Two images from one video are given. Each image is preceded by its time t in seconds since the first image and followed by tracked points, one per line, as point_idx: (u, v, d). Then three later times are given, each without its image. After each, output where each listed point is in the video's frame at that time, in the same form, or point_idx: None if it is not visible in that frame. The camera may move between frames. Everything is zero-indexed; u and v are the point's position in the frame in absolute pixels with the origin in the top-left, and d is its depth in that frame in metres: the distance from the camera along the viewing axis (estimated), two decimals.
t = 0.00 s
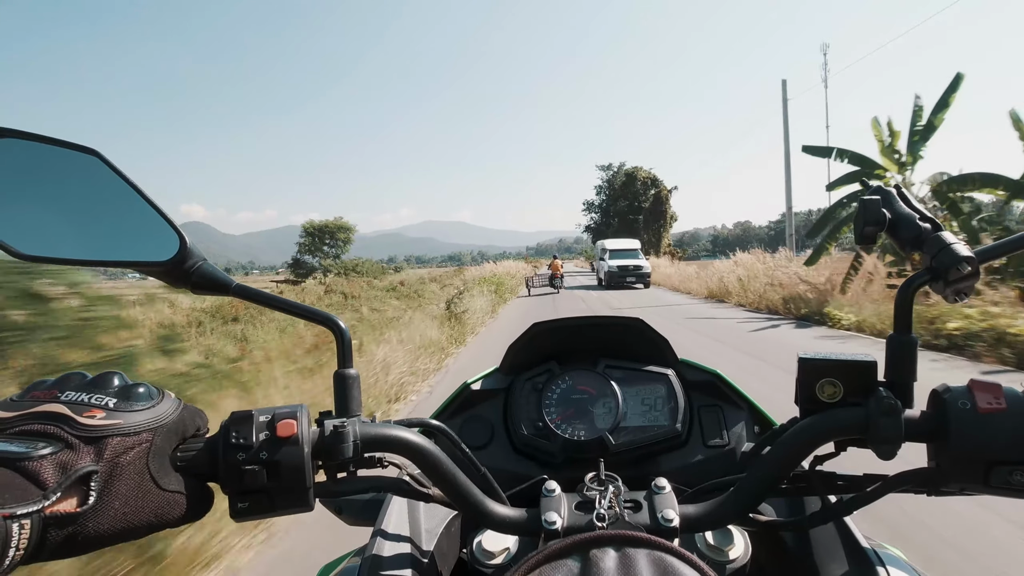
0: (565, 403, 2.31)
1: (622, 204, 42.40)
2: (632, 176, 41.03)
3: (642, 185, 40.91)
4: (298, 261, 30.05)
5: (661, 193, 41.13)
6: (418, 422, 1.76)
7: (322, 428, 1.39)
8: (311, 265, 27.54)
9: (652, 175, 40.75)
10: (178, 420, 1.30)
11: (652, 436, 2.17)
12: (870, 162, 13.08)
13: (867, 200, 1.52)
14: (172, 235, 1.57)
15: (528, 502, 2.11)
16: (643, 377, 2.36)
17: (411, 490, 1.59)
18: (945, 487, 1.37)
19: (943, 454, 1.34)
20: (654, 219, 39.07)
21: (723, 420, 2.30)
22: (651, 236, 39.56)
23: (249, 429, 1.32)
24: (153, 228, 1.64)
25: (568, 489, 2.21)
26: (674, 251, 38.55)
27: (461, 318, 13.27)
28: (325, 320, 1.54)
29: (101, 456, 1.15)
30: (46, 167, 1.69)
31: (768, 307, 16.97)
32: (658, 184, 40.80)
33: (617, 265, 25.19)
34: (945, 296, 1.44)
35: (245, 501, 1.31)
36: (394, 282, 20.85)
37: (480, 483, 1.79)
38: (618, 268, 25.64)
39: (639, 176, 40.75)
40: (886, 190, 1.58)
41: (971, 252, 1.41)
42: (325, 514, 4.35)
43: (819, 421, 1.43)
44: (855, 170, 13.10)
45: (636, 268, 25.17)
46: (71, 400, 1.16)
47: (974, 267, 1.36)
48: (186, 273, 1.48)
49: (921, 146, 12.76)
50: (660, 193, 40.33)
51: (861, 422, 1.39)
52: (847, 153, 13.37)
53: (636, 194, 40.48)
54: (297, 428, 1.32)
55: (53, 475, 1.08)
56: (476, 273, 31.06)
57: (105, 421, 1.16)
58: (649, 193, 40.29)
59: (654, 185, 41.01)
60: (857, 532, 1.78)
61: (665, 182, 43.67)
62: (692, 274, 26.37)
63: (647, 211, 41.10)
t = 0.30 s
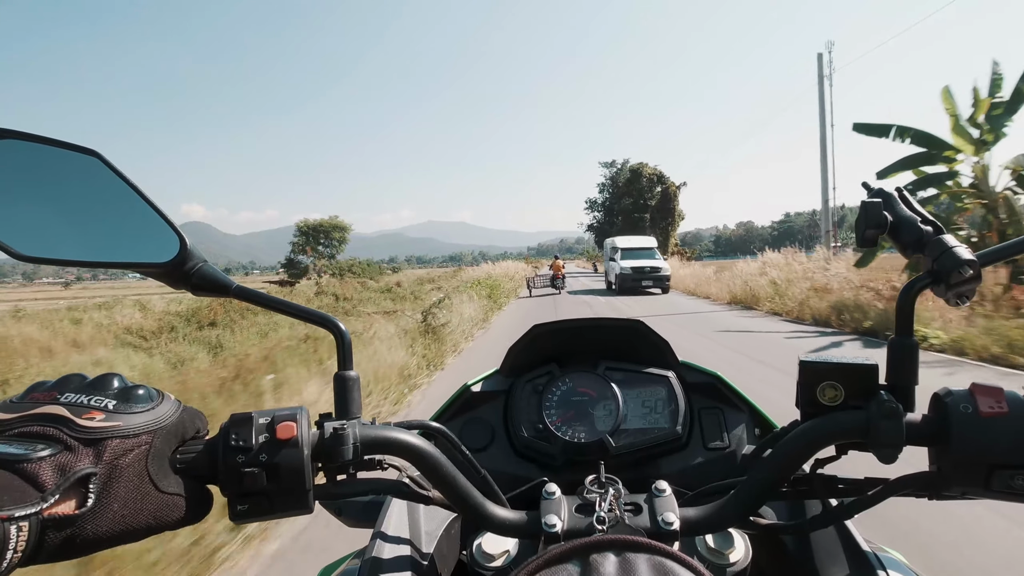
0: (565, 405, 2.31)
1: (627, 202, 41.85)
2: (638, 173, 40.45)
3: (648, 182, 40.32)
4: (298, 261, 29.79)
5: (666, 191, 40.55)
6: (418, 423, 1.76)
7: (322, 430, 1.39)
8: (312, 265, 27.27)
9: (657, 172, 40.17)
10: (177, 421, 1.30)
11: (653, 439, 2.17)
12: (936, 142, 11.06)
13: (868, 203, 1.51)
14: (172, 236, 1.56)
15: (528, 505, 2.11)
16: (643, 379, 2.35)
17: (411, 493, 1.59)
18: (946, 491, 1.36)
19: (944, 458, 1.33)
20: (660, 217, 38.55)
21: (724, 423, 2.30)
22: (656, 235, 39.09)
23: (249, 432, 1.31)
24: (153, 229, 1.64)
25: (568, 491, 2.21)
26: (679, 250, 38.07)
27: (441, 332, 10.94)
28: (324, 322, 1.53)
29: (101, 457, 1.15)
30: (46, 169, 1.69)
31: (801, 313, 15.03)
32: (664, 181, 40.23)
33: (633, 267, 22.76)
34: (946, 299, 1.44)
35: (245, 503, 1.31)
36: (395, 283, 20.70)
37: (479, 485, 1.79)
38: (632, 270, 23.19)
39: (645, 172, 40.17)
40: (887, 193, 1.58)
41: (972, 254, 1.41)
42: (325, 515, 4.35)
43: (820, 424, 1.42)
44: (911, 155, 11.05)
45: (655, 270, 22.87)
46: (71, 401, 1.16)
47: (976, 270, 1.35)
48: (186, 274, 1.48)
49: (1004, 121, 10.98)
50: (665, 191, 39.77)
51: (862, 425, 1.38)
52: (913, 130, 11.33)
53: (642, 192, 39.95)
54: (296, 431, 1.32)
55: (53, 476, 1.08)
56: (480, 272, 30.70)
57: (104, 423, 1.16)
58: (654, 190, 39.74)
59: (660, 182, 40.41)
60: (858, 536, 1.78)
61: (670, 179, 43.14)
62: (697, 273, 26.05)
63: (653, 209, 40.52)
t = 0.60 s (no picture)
0: (565, 403, 2.31)
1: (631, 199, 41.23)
2: (642, 169, 39.76)
3: (653, 177, 39.73)
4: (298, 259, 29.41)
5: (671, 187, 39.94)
6: (417, 422, 1.75)
7: (322, 428, 1.39)
8: (312, 265, 26.91)
9: (662, 168, 39.55)
10: (177, 419, 1.30)
11: (652, 437, 2.16)
12: None
13: (867, 201, 1.51)
14: (171, 233, 1.57)
15: (528, 504, 2.11)
16: (643, 378, 2.35)
17: (410, 490, 1.59)
18: (945, 490, 1.36)
19: (943, 456, 1.33)
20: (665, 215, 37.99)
21: (724, 421, 2.30)
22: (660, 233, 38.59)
23: (248, 429, 1.31)
24: (152, 226, 1.65)
25: (567, 489, 2.21)
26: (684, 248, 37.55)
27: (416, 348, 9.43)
28: (324, 319, 1.53)
29: (100, 454, 1.15)
30: (45, 166, 1.69)
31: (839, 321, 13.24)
32: (668, 177, 39.60)
33: (654, 268, 19.19)
34: (946, 296, 1.44)
35: (244, 501, 1.31)
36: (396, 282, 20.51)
37: (479, 483, 1.79)
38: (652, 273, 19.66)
39: (649, 168, 39.50)
40: (887, 191, 1.58)
41: (973, 252, 1.41)
42: (326, 513, 4.36)
43: (820, 422, 1.42)
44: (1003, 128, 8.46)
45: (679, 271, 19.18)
46: (70, 399, 1.16)
47: (976, 268, 1.35)
48: (186, 271, 1.48)
49: None
50: (670, 187, 39.17)
51: (861, 423, 1.38)
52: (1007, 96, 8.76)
53: (646, 188, 39.36)
54: (295, 428, 1.32)
55: (52, 472, 1.08)
56: (482, 271, 30.33)
57: (104, 420, 1.16)
58: (658, 187, 39.15)
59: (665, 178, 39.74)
60: (858, 533, 1.78)
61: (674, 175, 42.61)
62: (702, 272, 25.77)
63: (658, 205, 39.93)
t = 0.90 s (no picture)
0: (564, 408, 2.32)
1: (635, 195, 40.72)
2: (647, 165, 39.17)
3: (659, 174, 39.36)
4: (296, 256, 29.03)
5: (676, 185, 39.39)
6: (418, 426, 1.76)
7: (322, 433, 1.40)
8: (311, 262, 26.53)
9: (667, 164, 39.05)
10: (179, 424, 1.31)
11: (651, 442, 2.17)
12: None
13: (865, 208, 1.52)
14: (173, 239, 1.58)
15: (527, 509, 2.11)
16: (642, 383, 2.36)
17: (410, 495, 1.60)
18: (942, 495, 1.37)
19: (940, 461, 1.34)
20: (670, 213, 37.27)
21: (723, 426, 2.31)
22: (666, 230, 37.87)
23: (249, 434, 1.32)
24: (153, 230, 1.66)
25: (566, 494, 2.21)
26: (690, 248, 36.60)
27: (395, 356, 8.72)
28: (325, 325, 1.54)
29: (102, 459, 1.16)
30: (47, 171, 1.70)
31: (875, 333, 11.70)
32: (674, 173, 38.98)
33: (682, 271, 15.61)
34: (942, 303, 1.45)
35: (245, 506, 1.32)
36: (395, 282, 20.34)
37: (479, 488, 1.80)
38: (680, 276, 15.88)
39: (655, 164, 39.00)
40: (884, 199, 1.59)
41: (969, 260, 1.42)
42: (325, 517, 4.37)
43: (817, 429, 1.43)
44: None
45: (713, 275, 15.54)
46: (73, 404, 1.17)
47: (972, 276, 1.37)
48: (188, 276, 1.49)
49: None
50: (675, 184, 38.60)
51: (859, 429, 1.39)
52: None
53: (650, 185, 38.72)
54: (297, 433, 1.33)
55: (55, 478, 1.09)
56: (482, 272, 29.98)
57: (107, 425, 1.17)
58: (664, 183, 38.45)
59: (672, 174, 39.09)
60: (855, 539, 1.79)
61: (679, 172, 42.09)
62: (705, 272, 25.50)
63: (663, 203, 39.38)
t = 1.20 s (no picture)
0: (565, 410, 2.31)
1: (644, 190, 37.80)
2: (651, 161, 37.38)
3: (664, 170, 37.30)
4: (289, 256, 28.41)
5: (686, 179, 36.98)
6: (417, 429, 1.75)
7: (322, 435, 1.38)
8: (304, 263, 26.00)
9: (673, 160, 37.27)
10: (177, 425, 1.30)
11: (653, 445, 2.16)
12: None
13: (868, 211, 1.52)
14: (173, 239, 1.57)
15: (527, 512, 2.10)
16: (643, 386, 2.35)
17: (410, 497, 1.59)
18: (946, 501, 1.36)
19: (944, 466, 1.33)
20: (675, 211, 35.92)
21: (724, 429, 2.29)
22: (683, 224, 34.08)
23: (248, 436, 1.31)
24: (152, 230, 1.65)
25: (566, 497, 2.20)
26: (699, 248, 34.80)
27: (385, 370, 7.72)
28: (324, 326, 1.53)
29: (100, 463, 1.15)
30: (47, 172, 1.69)
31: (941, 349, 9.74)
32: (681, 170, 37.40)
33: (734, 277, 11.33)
34: (946, 307, 1.44)
35: (243, 509, 1.31)
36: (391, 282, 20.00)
37: (478, 491, 1.79)
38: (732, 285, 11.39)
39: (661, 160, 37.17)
40: (888, 202, 1.58)
41: (973, 263, 1.41)
42: (324, 519, 4.35)
43: (820, 433, 1.42)
44: None
45: (777, 281, 11.23)
46: (70, 406, 1.16)
47: (977, 280, 1.36)
48: (187, 277, 1.48)
49: None
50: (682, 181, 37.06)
51: (862, 433, 1.38)
52: None
53: (655, 181, 37.15)
54: (295, 436, 1.31)
55: (52, 481, 1.08)
56: (480, 274, 29.50)
57: (104, 427, 1.16)
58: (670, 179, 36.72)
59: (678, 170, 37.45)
60: (857, 544, 1.78)
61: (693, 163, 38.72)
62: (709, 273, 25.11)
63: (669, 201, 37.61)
